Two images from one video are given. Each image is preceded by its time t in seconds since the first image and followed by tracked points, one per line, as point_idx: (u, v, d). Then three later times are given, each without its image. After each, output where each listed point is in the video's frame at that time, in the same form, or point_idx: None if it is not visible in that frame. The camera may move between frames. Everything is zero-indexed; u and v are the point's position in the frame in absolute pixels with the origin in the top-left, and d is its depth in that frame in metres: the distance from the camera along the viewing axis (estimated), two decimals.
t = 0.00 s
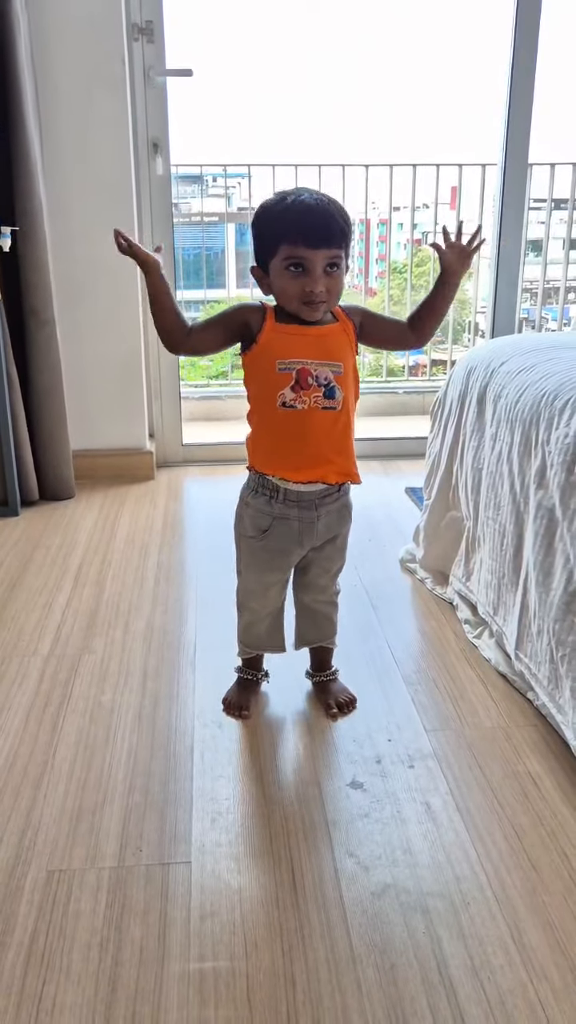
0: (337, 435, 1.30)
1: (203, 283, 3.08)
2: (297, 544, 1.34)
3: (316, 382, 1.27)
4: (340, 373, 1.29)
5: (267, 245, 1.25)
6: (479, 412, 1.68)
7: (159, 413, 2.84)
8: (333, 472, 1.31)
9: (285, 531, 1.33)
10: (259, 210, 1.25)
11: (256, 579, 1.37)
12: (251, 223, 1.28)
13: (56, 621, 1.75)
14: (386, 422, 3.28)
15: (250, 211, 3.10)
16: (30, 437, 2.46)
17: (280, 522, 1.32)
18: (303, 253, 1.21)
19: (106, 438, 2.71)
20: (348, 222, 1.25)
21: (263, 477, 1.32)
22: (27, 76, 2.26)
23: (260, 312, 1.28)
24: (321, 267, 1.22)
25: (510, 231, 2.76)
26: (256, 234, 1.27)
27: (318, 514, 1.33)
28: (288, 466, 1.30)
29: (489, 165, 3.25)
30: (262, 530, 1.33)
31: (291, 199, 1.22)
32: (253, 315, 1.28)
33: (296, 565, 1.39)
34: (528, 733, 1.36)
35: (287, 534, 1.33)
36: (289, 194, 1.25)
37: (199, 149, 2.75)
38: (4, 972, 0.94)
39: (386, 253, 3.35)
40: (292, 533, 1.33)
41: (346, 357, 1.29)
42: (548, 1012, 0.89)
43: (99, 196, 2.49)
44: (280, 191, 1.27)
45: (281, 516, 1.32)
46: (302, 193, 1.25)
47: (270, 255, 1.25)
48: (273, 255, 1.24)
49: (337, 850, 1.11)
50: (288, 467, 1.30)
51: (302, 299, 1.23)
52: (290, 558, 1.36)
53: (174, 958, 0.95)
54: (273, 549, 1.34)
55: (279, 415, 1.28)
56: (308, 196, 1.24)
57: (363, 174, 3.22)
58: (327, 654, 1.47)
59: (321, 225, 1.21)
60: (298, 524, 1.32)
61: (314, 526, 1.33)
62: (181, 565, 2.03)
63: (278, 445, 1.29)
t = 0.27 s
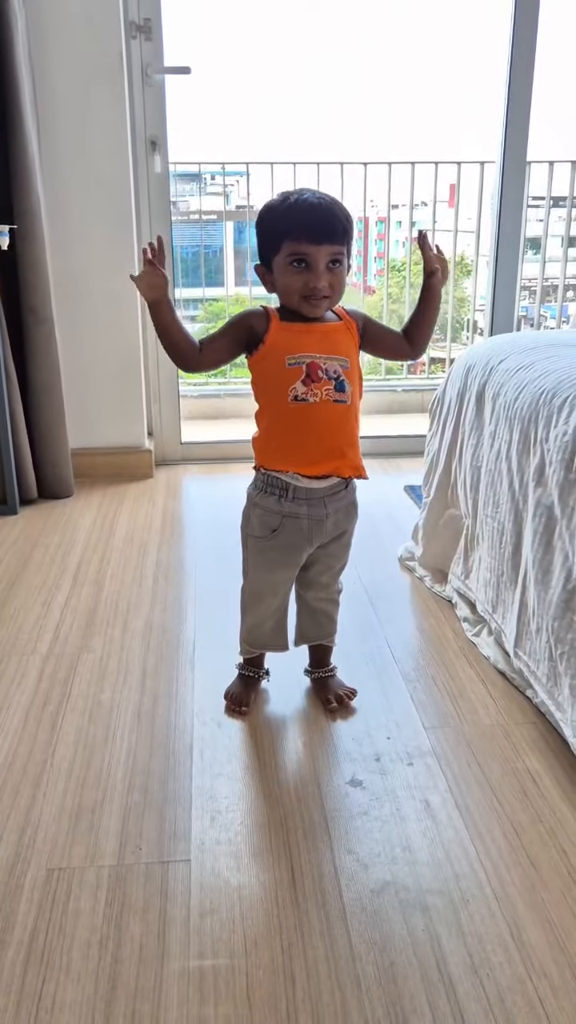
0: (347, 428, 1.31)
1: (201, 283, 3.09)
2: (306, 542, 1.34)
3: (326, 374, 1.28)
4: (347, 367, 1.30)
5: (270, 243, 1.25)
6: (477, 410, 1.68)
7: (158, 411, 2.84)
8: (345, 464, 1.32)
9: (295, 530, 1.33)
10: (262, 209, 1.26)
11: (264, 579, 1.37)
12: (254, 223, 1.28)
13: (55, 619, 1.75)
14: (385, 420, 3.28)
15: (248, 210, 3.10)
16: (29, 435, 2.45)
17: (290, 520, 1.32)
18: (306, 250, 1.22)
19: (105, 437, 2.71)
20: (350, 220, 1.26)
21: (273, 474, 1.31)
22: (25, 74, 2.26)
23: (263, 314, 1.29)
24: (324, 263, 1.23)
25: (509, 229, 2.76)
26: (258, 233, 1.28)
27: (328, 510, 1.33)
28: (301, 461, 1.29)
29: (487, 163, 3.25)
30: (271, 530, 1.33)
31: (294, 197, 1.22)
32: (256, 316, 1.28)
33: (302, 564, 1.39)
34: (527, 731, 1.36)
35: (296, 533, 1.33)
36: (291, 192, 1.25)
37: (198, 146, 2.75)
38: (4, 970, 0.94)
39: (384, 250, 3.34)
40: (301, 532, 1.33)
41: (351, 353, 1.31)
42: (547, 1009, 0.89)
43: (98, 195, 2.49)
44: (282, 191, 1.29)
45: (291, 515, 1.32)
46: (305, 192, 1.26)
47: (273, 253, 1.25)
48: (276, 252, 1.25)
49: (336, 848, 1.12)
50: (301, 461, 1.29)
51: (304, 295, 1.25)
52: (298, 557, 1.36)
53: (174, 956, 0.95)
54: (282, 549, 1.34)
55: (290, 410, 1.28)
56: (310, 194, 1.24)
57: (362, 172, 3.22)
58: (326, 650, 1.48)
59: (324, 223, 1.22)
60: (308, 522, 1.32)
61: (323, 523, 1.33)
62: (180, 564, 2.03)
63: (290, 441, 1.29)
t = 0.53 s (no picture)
0: (336, 423, 1.31)
1: (200, 283, 3.11)
2: (307, 542, 1.34)
3: (311, 372, 1.29)
4: (331, 364, 1.31)
5: (258, 241, 1.26)
6: (476, 409, 1.68)
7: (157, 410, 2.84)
8: (338, 460, 1.32)
9: (294, 530, 1.32)
10: (253, 207, 1.26)
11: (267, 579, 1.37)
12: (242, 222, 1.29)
13: (54, 618, 1.75)
14: (384, 418, 3.28)
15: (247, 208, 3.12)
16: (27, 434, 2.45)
17: (289, 522, 1.32)
18: (296, 249, 1.23)
19: (103, 436, 2.71)
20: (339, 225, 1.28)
21: (269, 475, 1.31)
22: (23, 72, 2.25)
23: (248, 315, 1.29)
24: (313, 264, 1.24)
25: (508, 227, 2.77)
26: (246, 229, 1.28)
27: (326, 510, 1.32)
28: (293, 460, 1.29)
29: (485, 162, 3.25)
30: (271, 531, 1.33)
31: (287, 198, 1.23)
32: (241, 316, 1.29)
33: (304, 564, 1.39)
34: (526, 729, 1.36)
35: (296, 534, 1.33)
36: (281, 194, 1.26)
37: (196, 145, 2.75)
38: (4, 968, 0.94)
39: (383, 249, 3.33)
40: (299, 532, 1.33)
41: (334, 350, 1.32)
42: (547, 1007, 0.89)
43: (96, 193, 2.49)
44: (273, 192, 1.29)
45: (289, 516, 1.31)
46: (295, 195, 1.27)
47: (262, 251, 1.26)
48: (264, 250, 1.25)
49: (335, 846, 1.12)
50: (292, 461, 1.30)
51: (290, 293, 1.25)
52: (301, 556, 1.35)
53: (174, 954, 0.96)
54: (281, 550, 1.34)
55: (279, 411, 1.29)
56: (301, 197, 1.26)
57: (360, 171, 3.22)
58: (326, 649, 1.48)
59: (314, 225, 1.23)
60: (307, 522, 1.32)
61: (322, 522, 1.33)
62: (179, 562, 2.03)
63: (283, 441, 1.29)
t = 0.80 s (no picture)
0: (318, 424, 1.32)
1: (198, 283, 3.07)
2: (291, 537, 1.34)
3: (293, 374, 1.28)
4: (314, 364, 1.31)
5: (237, 235, 1.26)
6: (475, 408, 1.68)
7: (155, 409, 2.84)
8: (321, 461, 1.32)
9: (278, 527, 1.33)
10: (230, 203, 1.27)
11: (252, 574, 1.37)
12: (219, 218, 1.29)
13: (53, 618, 1.75)
14: (383, 418, 3.28)
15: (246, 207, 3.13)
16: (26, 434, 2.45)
17: (272, 518, 1.32)
18: (277, 238, 1.23)
19: (102, 435, 2.71)
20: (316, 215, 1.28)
21: (253, 474, 1.32)
22: (21, 71, 2.25)
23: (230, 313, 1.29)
24: (294, 253, 1.24)
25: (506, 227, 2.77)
26: (224, 228, 1.28)
27: (309, 509, 1.33)
28: (275, 461, 1.30)
29: (484, 160, 3.25)
30: (255, 528, 1.33)
31: (264, 189, 1.24)
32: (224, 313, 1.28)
33: (290, 559, 1.39)
34: (526, 728, 1.36)
35: (279, 530, 1.33)
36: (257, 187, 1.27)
37: (195, 145, 2.74)
38: (3, 968, 0.94)
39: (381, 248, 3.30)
40: (284, 528, 1.33)
41: (317, 349, 1.32)
42: (547, 1006, 0.89)
43: (94, 192, 2.49)
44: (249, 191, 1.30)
45: (273, 513, 1.32)
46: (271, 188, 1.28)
47: (241, 244, 1.26)
48: (245, 244, 1.25)
49: (334, 845, 1.12)
50: (276, 462, 1.30)
51: (272, 284, 1.25)
52: (285, 551, 1.36)
53: (174, 953, 0.96)
54: (265, 546, 1.34)
55: (262, 412, 1.29)
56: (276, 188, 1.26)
57: (359, 170, 3.22)
58: (324, 649, 1.48)
59: (292, 212, 1.23)
60: (290, 518, 1.32)
61: (306, 518, 1.33)
62: (178, 562, 2.03)
63: (266, 442, 1.30)
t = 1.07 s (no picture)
0: (322, 431, 1.32)
1: (197, 283, 3.04)
2: (291, 535, 1.34)
3: (302, 382, 1.28)
4: (321, 371, 1.30)
5: (240, 238, 1.25)
6: (473, 407, 1.68)
7: (154, 410, 2.84)
8: (323, 468, 1.33)
9: (279, 525, 1.33)
10: (229, 208, 1.26)
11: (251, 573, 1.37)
12: (220, 223, 1.29)
13: (51, 618, 1.75)
14: (382, 417, 3.29)
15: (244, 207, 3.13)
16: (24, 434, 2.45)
17: (273, 518, 1.32)
18: (280, 238, 1.23)
19: (101, 436, 2.71)
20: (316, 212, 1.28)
21: (253, 475, 1.32)
22: (19, 71, 2.25)
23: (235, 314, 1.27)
24: (299, 252, 1.24)
25: (505, 227, 2.77)
26: (225, 234, 1.28)
27: (307, 506, 1.33)
28: (279, 467, 1.30)
29: (482, 160, 3.26)
30: (255, 527, 1.33)
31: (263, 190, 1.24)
32: (230, 318, 1.27)
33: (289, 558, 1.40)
34: (525, 727, 1.36)
35: (280, 529, 1.33)
36: (256, 189, 1.27)
37: (193, 145, 2.74)
38: (3, 968, 0.94)
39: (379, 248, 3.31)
40: (284, 526, 1.33)
41: (323, 355, 1.32)
42: (546, 1006, 0.89)
43: (92, 192, 2.49)
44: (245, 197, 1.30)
45: (273, 512, 1.32)
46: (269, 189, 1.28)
47: (245, 248, 1.25)
48: (248, 246, 1.25)
49: (333, 845, 1.12)
50: (279, 468, 1.30)
51: (280, 284, 1.24)
52: (285, 550, 1.36)
53: (173, 953, 0.96)
54: (266, 545, 1.34)
55: (268, 418, 1.29)
56: (275, 188, 1.26)
57: (357, 170, 3.22)
58: (323, 649, 1.48)
59: (294, 211, 1.23)
60: (291, 517, 1.32)
61: (305, 516, 1.33)
62: (176, 562, 2.03)
63: (270, 448, 1.30)
